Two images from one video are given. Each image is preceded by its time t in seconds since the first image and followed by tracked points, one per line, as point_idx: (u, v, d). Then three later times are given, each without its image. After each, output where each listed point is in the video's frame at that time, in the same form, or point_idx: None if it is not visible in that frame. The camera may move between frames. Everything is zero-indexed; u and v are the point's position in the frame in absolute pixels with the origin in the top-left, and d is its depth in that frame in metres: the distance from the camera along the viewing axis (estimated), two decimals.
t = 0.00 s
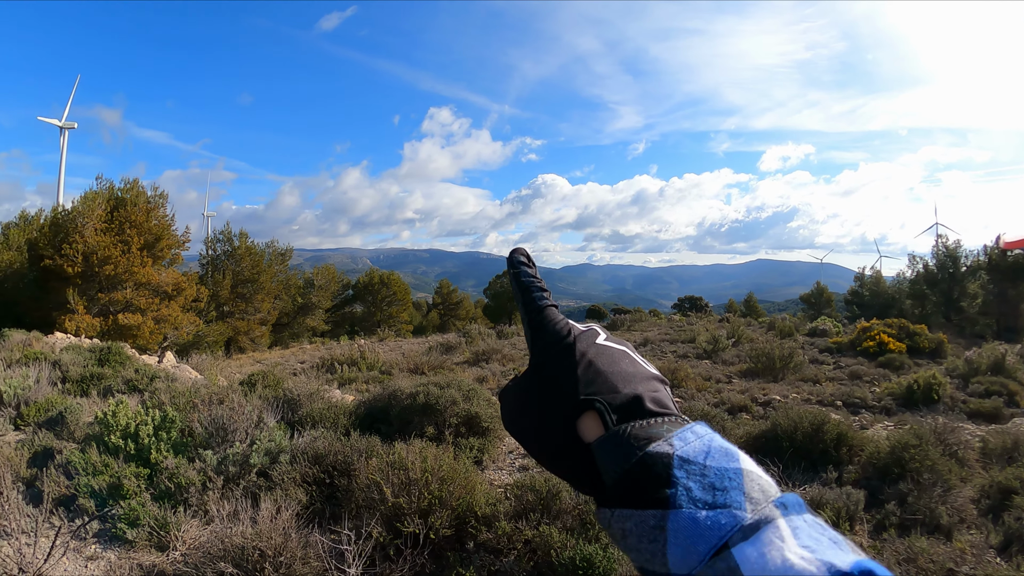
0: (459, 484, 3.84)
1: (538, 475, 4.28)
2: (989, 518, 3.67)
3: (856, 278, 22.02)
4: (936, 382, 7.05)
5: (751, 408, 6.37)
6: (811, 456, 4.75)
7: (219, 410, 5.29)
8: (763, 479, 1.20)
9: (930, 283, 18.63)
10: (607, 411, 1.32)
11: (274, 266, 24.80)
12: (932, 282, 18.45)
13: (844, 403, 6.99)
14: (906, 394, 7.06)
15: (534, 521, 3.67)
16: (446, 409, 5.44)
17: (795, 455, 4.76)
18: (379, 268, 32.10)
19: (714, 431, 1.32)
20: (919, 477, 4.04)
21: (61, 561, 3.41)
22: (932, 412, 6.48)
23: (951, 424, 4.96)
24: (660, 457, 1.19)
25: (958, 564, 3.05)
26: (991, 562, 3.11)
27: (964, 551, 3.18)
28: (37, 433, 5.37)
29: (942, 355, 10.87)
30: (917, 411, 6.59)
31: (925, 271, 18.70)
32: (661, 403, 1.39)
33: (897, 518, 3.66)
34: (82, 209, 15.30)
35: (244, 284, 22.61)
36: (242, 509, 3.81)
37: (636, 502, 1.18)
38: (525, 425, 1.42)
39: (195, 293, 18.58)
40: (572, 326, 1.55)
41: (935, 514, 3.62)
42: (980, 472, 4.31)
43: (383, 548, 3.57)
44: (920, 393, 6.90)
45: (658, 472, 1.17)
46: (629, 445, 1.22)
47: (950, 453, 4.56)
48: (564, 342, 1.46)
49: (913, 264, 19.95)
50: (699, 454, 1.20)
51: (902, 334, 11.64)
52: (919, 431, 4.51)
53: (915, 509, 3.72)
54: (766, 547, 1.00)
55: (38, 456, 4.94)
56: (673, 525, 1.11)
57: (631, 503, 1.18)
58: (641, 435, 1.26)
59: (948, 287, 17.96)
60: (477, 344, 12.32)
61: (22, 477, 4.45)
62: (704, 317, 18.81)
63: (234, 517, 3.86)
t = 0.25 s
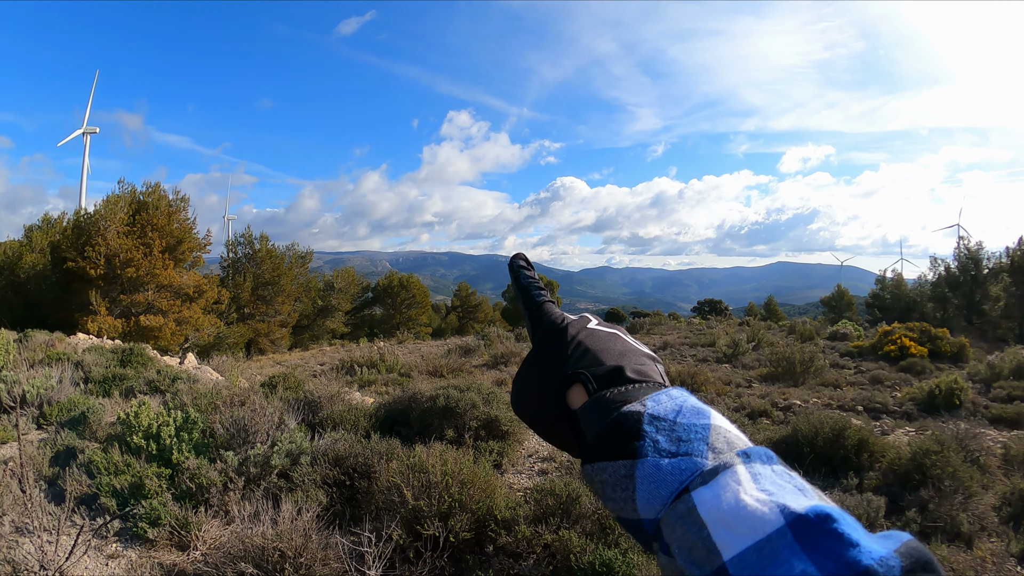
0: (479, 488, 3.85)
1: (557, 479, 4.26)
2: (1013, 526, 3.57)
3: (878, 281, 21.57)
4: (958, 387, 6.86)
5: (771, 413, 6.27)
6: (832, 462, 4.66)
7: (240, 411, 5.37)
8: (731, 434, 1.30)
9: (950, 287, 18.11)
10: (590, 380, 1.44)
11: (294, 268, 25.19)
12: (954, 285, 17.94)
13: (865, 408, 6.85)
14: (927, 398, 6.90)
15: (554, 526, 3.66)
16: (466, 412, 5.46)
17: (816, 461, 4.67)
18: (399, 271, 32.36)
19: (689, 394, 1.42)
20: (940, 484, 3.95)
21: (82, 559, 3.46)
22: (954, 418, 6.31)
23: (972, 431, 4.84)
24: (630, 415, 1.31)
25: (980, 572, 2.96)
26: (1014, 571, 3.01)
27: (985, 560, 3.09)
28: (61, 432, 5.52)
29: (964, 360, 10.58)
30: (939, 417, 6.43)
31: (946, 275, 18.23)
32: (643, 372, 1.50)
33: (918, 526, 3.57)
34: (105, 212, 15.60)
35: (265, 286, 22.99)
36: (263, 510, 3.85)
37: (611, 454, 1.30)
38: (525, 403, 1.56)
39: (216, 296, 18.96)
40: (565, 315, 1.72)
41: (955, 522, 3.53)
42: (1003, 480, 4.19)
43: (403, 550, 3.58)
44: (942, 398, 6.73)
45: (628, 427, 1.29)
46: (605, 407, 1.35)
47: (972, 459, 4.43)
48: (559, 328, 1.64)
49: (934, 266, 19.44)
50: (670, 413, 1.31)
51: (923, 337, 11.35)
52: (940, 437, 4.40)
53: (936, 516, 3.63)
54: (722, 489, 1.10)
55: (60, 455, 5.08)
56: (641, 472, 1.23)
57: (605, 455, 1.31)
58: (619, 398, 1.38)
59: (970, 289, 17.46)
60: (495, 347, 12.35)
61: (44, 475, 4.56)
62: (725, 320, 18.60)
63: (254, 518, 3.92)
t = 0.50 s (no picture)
0: (487, 489, 3.86)
1: (565, 482, 4.26)
2: None
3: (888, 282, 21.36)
4: (968, 390, 6.76)
5: (781, 415, 6.22)
6: (842, 465, 4.62)
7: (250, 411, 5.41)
8: (722, 431, 1.29)
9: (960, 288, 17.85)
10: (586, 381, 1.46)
11: (304, 269, 25.36)
12: (963, 287, 17.69)
13: (875, 411, 6.78)
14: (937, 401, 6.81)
15: (562, 527, 3.66)
16: (474, 413, 5.48)
17: (826, 463, 4.63)
18: (408, 272, 32.49)
19: (682, 392, 1.42)
20: (950, 488, 3.89)
21: (90, 556, 3.50)
22: (964, 421, 6.23)
23: (982, 434, 4.77)
24: (621, 412, 1.31)
25: None
26: None
27: (995, 565, 3.05)
28: (70, 431, 5.59)
29: (974, 362, 10.44)
30: (949, 419, 6.35)
31: (957, 276, 17.96)
32: (639, 372, 1.51)
33: (928, 529, 3.52)
34: (116, 213, 15.72)
35: (275, 287, 23.19)
36: (271, 510, 3.88)
37: (602, 452, 1.30)
38: (525, 407, 1.61)
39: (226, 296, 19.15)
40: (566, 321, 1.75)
41: (965, 526, 3.48)
42: (1013, 484, 4.13)
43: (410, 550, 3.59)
44: (952, 400, 6.65)
45: (619, 425, 1.29)
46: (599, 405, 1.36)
47: (982, 462, 4.37)
48: (558, 332, 1.68)
49: (944, 268, 19.22)
50: (660, 411, 1.31)
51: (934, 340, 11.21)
52: (950, 441, 4.35)
53: (946, 520, 3.58)
54: (706, 483, 1.10)
55: (69, 453, 5.14)
56: (630, 468, 1.23)
57: (597, 453, 1.31)
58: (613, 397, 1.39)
59: (981, 291, 17.24)
60: (504, 348, 12.36)
61: (53, 473, 4.61)
62: (735, 322, 18.49)
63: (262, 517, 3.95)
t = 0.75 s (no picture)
0: (490, 490, 3.85)
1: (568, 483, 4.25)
2: None
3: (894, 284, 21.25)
4: (975, 391, 6.72)
5: (786, 417, 6.19)
6: (846, 467, 4.59)
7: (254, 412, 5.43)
8: (718, 443, 1.28)
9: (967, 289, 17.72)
10: (581, 393, 1.49)
11: (310, 270, 25.45)
12: (971, 288, 17.55)
13: (881, 413, 6.74)
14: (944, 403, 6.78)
15: (564, 529, 3.66)
16: (478, 414, 5.49)
17: (831, 466, 4.60)
18: (414, 273, 32.55)
19: (679, 405, 1.43)
20: (955, 490, 3.87)
21: (94, 555, 3.53)
22: (973, 423, 6.19)
23: (989, 436, 4.73)
24: (616, 424, 1.33)
25: None
26: None
27: (1000, 568, 3.02)
28: (75, 431, 5.63)
29: (980, 364, 10.37)
30: (955, 421, 6.31)
31: (964, 277, 17.82)
32: (636, 383, 1.53)
33: (933, 532, 3.49)
34: (122, 214, 15.80)
35: (280, 288, 23.28)
36: (274, 511, 3.89)
37: (597, 463, 1.31)
38: (525, 420, 1.63)
39: (231, 297, 19.26)
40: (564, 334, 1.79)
41: (970, 528, 3.46)
42: (1020, 487, 4.09)
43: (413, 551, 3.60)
44: (958, 402, 6.60)
45: (614, 436, 1.30)
46: (593, 417, 1.39)
47: (988, 465, 4.34)
48: (555, 345, 1.71)
49: (951, 269, 19.11)
50: (655, 423, 1.32)
51: (941, 341, 11.14)
52: (956, 442, 4.32)
53: (951, 522, 3.55)
54: (699, 497, 1.09)
55: (74, 453, 5.17)
56: (623, 480, 1.24)
57: (592, 464, 1.32)
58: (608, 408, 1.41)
59: (987, 293, 17.12)
60: (509, 349, 12.36)
61: (59, 473, 4.65)
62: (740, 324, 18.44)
63: (265, 517, 3.97)
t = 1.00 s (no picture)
0: (492, 491, 3.85)
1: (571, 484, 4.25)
2: None
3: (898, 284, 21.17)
4: (978, 392, 6.70)
5: (789, 418, 6.18)
6: (850, 469, 4.58)
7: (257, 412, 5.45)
8: (715, 453, 1.29)
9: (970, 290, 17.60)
10: (579, 401, 1.50)
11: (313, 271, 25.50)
12: (974, 288, 17.44)
13: (884, 414, 6.72)
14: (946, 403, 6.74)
15: (567, 530, 3.66)
16: (480, 415, 5.50)
17: (833, 467, 4.59)
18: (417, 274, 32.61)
19: (676, 415, 1.45)
20: (959, 492, 3.85)
21: (97, 555, 3.54)
22: (977, 425, 6.16)
23: (993, 438, 4.71)
24: (614, 434, 1.33)
25: None
26: None
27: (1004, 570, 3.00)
28: (79, 430, 5.65)
29: (985, 365, 10.31)
30: (959, 422, 6.28)
31: (967, 278, 17.70)
32: (635, 393, 1.54)
33: (936, 534, 3.48)
34: (126, 214, 15.88)
35: (283, 288, 23.34)
36: (276, 511, 3.90)
37: (593, 472, 1.30)
38: (522, 427, 1.63)
39: (234, 297, 19.31)
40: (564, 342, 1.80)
41: (973, 530, 3.45)
42: None
43: (415, 552, 3.60)
44: (961, 403, 6.58)
45: (610, 445, 1.30)
46: (591, 425, 1.39)
47: (992, 467, 4.32)
48: (553, 352, 1.71)
49: (955, 270, 19.03)
50: (652, 432, 1.33)
51: (945, 342, 11.09)
52: (960, 444, 4.30)
53: (954, 524, 3.54)
54: (695, 507, 1.09)
55: (77, 453, 5.19)
56: (619, 490, 1.23)
57: (588, 473, 1.31)
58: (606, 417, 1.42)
59: (991, 293, 17.03)
60: (511, 350, 12.36)
61: (62, 472, 4.67)
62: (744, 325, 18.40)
63: (267, 517, 3.98)
